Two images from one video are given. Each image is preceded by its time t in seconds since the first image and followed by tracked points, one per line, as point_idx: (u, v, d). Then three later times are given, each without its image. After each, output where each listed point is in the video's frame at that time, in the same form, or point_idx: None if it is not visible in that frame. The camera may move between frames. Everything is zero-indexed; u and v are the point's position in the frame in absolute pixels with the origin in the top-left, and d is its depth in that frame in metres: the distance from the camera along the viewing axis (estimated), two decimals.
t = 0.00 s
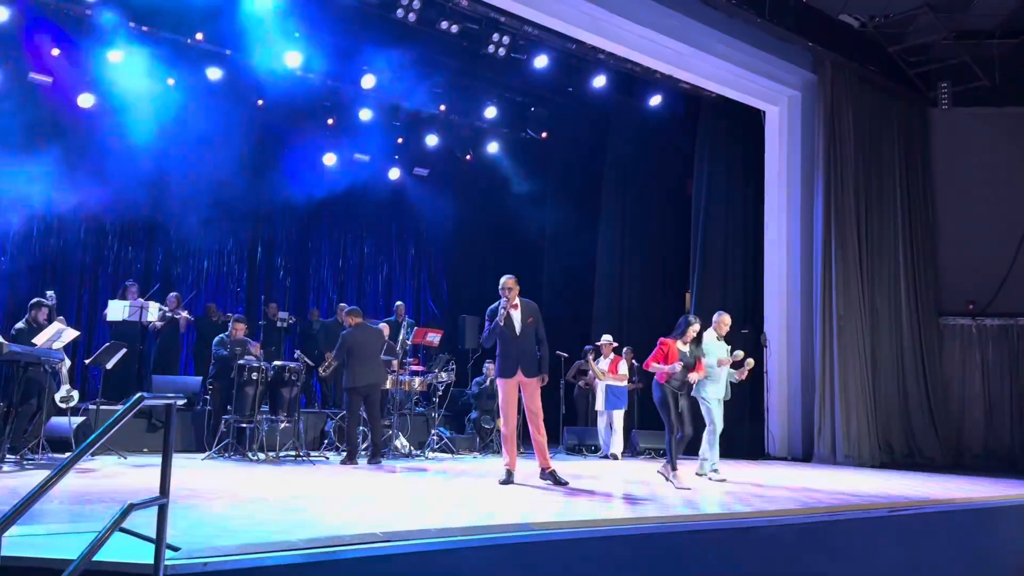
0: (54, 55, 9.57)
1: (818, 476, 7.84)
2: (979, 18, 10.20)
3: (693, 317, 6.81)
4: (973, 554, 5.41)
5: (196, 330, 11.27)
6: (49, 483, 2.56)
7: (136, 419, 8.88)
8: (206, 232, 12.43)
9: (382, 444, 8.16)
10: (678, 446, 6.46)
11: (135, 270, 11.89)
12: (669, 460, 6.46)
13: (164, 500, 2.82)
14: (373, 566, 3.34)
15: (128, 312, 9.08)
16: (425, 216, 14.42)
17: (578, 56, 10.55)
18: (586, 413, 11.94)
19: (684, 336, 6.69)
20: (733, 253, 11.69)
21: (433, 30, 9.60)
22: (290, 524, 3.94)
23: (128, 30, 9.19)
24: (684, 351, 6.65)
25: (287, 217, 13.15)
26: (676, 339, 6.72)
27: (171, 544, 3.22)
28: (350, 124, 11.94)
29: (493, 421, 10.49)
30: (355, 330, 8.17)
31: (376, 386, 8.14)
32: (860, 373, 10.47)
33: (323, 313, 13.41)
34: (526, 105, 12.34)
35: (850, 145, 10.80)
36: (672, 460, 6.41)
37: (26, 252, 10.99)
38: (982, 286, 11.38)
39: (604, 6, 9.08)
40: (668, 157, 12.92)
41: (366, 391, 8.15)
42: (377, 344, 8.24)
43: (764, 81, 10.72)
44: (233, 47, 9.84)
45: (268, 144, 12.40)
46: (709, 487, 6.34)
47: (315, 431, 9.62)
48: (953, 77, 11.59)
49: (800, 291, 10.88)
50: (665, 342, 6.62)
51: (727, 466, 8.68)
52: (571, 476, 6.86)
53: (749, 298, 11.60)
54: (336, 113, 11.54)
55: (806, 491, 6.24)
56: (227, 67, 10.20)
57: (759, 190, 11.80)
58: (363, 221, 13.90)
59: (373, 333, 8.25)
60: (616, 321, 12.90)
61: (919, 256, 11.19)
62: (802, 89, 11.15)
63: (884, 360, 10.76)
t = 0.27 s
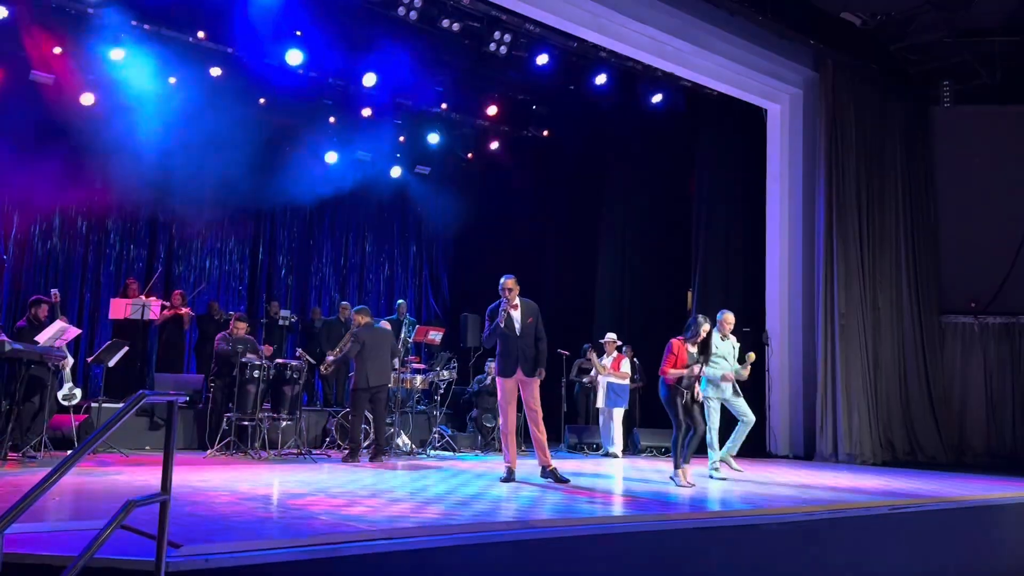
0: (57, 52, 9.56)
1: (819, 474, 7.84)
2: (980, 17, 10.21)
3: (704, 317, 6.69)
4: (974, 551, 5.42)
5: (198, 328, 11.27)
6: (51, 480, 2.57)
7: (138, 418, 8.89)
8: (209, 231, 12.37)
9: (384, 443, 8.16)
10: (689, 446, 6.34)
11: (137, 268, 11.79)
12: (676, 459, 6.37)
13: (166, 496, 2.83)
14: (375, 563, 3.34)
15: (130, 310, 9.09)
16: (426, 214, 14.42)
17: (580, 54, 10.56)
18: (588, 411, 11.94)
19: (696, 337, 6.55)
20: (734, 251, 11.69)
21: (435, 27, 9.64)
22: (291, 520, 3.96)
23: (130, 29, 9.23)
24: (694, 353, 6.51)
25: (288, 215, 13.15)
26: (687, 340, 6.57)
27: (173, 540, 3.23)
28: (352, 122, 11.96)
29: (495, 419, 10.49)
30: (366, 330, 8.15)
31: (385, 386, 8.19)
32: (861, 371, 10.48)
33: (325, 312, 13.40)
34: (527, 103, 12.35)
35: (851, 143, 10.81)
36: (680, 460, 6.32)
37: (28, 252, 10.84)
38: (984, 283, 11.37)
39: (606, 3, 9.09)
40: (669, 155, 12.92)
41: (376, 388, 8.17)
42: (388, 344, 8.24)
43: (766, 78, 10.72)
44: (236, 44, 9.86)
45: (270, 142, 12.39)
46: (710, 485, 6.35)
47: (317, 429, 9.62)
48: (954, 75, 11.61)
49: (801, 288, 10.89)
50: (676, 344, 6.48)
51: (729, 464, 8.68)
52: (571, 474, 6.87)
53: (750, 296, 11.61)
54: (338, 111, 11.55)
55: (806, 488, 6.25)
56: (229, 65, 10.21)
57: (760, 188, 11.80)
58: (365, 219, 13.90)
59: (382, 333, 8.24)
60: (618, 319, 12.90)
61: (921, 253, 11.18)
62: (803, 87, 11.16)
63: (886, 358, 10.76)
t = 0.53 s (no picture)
0: (57, 49, 9.54)
1: (820, 471, 7.84)
2: (981, 14, 10.20)
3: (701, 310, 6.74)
4: (975, 549, 5.42)
5: (198, 325, 11.28)
6: (51, 474, 2.58)
7: (138, 415, 8.88)
8: (209, 228, 12.38)
9: (386, 440, 8.16)
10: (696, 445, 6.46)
11: (138, 267, 11.82)
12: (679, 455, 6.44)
13: (165, 492, 2.83)
14: (375, 558, 3.34)
15: (130, 308, 9.09)
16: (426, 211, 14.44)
17: (581, 52, 10.55)
18: (589, 409, 11.92)
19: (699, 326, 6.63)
20: (735, 248, 11.68)
21: (435, 25, 9.63)
22: (290, 517, 3.95)
23: (130, 26, 9.24)
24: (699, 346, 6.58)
25: (289, 213, 13.14)
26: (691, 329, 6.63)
27: (173, 536, 3.23)
28: (352, 119, 11.96)
29: (496, 417, 10.47)
30: (378, 328, 8.15)
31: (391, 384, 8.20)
32: (862, 369, 10.47)
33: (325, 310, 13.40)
34: (528, 100, 12.34)
35: (852, 140, 10.79)
36: (680, 459, 6.38)
37: (28, 249, 10.84)
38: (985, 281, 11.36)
39: None
40: (670, 153, 12.91)
41: (381, 386, 8.18)
42: (397, 345, 8.24)
43: (767, 76, 10.71)
44: (236, 42, 9.85)
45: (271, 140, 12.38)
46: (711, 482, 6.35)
47: (317, 427, 9.62)
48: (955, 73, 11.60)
49: (802, 285, 10.87)
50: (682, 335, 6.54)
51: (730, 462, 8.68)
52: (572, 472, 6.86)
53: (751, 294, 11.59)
54: (339, 108, 11.54)
55: (808, 486, 6.23)
56: (230, 63, 10.20)
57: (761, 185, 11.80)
58: (365, 218, 13.90)
59: (392, 333, 8.23)
60: (619, 317, 12.89)
61: (922, 251, 11.17)
62: (805, 84, 11.14)
63: (887, 356, 10.76)
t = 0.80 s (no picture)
0: (55, 47, 9.51)
1: (818, 469, 7.84)
2: (981, 12, 10.18)
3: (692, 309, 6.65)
4: (973, 546, 5.41)
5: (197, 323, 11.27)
6: (45, 469, 2.57)
7: (137, 413, 8.87)
8: (208, 226, 12.35)
9: (384, 438, 8.16)
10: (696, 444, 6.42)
11: (137, 265, 11.77)
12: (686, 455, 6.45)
13: (161, 488, 2.82)
14: (371, 556, 3.33)
15: (128, 306, 9.07)
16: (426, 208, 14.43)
17: (581, 49, 10.53)
18: (588, 407, 11.92)
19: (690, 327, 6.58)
20: (734, 246, 11.67)
21: (435, 22, 9.62)
22: (288, 514, 3.94)
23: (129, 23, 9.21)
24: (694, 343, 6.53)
25: (288, 211, 13.13)
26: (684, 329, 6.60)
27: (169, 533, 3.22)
28: (352, 117, 11.94)
29: (495, 415, 10.46)
30: (382, 324, 8.15)
31: (389, 382, 8.18)
32: (862, 367, 10.47)
33: (324, 308, 13.40)
34: (527, 98, 12.33)
35: (852, 139, 10.78)
36: (688, 456, 6.37)
37: (27, 246, 10.84)
38: (985, 280, 11.35)
39: None
40: (669, 151, 12.89)
41: (380, 383, 8.17)
42: (398, 343, 8.23)
43: (767, 74, 10.68)
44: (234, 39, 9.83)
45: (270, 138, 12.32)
46: (710, 480, 6.35)
47: (316, 425, 9.62)
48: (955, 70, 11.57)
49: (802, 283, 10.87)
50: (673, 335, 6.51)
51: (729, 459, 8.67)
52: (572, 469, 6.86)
53: (750, 292, 11.59)
54: (338, 106, 11.51)
55: (807, 483, 6.23)
56: (230, 61, 10.18)
57: (760, 183, 11.80)
58: (364, 216, 13.89)
59: (394, 331, 8.22)
60: (619, 315, 12.89)
61: (922, 249, 11.17)
62: (805, 82, 11.10)
63: (887, 354, 10.76)
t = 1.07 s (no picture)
0: (52, 46, 9.51)
1: (815, 468, 7.85)
2: (979, 11, 10.18)
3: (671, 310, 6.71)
4: (967, 546, 5.42)
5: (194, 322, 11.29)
6: (36, 470, 2.56)
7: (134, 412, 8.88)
8: (206, 225, 12.35)
9: (381, 438, 8.16)
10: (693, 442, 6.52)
11: (135, 265, 11.77)
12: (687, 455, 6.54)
13: (153, 490, 2.81)
14: (363, 557, 3.33)
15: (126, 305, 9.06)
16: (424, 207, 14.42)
17: (578, 48, 10.52)
18: (586, 407, 11.92)
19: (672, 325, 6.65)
20: (732, 246, 11.68)
21: (433, 22, 9.62)
22: (283, 515, 3.94)
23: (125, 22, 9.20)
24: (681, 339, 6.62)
25: (286, 210, 13.12)
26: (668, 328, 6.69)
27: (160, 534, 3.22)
28: (349, 117, 11.93)
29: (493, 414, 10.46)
30: (378, 324, 8.12)
31: (385, 382, 8.16)
32: (860, 366, 10.48)
33: (322, 307, 13.41)
34: (525, 97, 12.33)
35: (850, 138, 10.79)
36: (649, 451, 6.59)
37: (25, 245, 10.85)
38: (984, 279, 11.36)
39: None
40: (667, 150, 12.89)
41: (376, 383, 8.16)
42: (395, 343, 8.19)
43: (765, 73, 10.68)
44: (232, 38, 9.83)
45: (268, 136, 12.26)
46: (705, 479, 6.35)
47: (314, 424, 9.62)
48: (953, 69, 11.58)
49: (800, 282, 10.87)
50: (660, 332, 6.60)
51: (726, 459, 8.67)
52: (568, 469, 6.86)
53: (748, 292, 11.60)
54: (337, 106, 11.50)
55: (803, 483, 6.24)
56: (228, 61, 10.17)
57: (758, 183, 11.80)
58: (363, 216, 13.90)
59: (390, 330, 8.19)
60: (616, 313, 12.89)
61: (920, 249, 11.19)
62: (803, 81, 11.11)
63: (885, 353, 10.77)
